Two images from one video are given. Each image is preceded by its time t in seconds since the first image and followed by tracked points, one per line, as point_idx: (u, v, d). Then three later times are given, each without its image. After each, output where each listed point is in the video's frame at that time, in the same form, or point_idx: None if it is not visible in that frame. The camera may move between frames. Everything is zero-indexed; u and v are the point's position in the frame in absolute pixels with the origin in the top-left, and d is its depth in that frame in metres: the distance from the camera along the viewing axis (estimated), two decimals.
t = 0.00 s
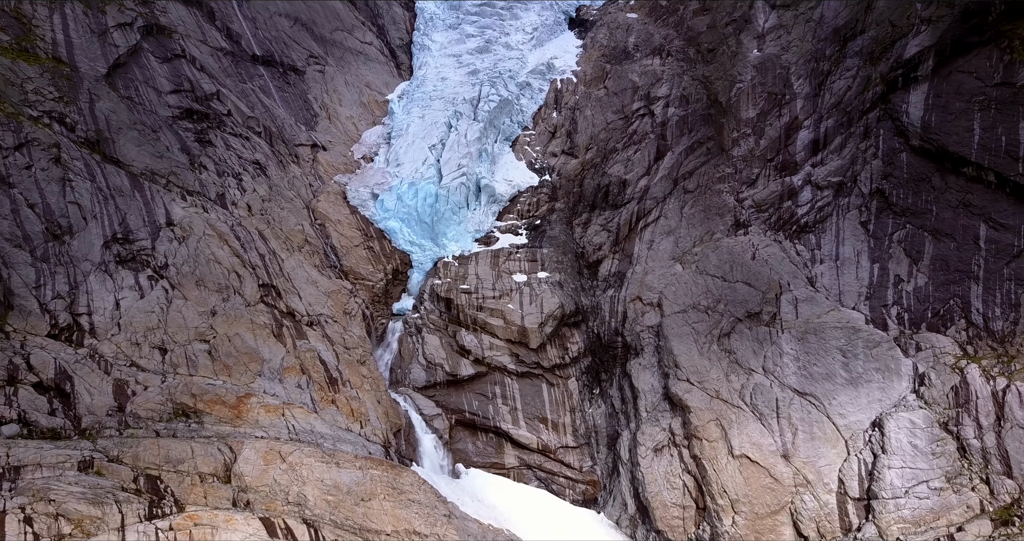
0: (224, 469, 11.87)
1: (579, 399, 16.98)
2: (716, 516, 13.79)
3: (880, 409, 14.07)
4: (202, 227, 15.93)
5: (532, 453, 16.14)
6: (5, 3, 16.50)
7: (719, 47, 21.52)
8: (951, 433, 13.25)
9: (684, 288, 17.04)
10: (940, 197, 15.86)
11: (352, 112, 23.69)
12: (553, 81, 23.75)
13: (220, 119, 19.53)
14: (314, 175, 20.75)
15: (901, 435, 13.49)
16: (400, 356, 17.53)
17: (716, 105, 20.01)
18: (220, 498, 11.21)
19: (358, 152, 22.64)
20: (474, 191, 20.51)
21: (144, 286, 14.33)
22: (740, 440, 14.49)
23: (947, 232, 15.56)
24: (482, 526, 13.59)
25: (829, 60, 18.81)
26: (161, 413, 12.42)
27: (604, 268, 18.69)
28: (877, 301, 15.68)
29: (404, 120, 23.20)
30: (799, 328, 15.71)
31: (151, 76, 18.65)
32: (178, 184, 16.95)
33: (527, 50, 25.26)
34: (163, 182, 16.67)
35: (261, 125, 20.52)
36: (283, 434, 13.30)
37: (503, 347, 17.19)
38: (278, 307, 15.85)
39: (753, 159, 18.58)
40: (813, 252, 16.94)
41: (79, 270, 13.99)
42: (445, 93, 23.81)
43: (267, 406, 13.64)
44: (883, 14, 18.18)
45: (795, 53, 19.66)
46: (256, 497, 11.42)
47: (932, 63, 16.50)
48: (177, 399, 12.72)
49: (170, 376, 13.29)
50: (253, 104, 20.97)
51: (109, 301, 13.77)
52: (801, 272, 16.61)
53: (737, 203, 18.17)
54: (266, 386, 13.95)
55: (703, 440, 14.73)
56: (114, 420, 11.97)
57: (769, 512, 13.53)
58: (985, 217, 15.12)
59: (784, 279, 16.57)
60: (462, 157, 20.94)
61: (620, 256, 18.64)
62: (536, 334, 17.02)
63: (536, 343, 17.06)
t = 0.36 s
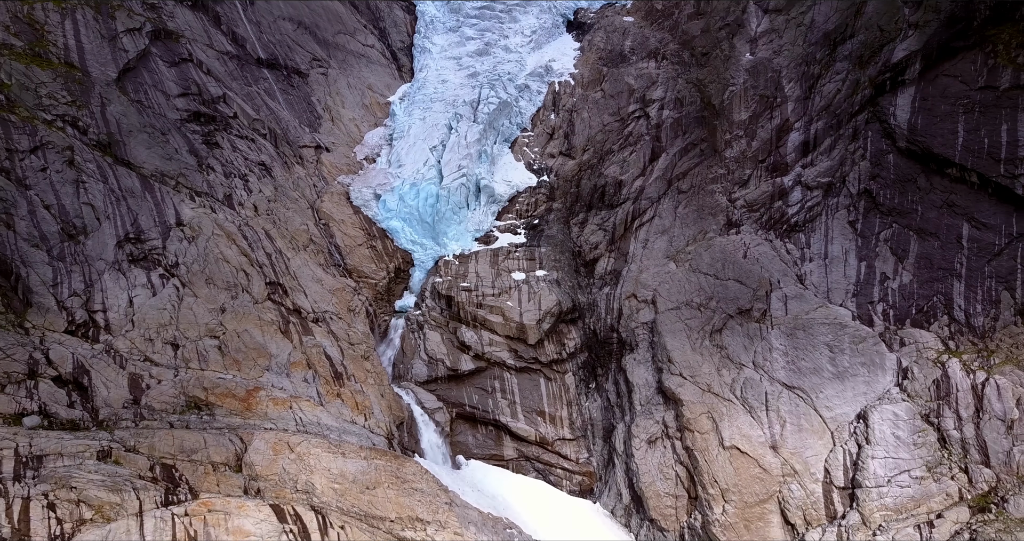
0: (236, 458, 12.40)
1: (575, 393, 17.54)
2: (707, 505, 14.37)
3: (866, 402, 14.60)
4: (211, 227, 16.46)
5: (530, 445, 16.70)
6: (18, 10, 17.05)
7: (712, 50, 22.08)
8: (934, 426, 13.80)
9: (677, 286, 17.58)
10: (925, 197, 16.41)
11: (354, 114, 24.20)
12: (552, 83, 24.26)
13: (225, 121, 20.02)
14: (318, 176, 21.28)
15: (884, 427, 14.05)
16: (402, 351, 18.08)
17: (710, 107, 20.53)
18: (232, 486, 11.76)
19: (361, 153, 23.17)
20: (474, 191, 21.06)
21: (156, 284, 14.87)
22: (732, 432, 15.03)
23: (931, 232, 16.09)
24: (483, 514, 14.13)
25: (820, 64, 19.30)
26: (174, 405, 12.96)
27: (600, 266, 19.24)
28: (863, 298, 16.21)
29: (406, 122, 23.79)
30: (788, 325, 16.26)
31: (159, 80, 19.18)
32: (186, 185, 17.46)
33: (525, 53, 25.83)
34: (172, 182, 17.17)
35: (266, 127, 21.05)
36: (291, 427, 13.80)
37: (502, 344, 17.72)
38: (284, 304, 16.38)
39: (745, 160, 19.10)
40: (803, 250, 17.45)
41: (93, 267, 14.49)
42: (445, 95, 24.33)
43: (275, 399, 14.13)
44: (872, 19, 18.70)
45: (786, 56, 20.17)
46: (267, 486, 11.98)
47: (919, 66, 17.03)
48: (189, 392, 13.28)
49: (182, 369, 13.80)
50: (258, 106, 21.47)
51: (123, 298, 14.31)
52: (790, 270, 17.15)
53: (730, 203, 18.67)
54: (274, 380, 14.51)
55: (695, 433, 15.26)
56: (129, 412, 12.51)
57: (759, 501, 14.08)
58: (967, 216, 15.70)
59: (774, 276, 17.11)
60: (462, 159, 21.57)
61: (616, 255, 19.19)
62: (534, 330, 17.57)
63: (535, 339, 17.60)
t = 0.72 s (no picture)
0: (246, 448, 12.97)
1: (572, 387, 18.11)
2: (698, 493, 14.93)
3: (852, 395, 15.17)
4: (219, 226, 16.99)
5: (529, 437, 17.28)
6: (31, 15, 17.58)
7: (707, 53, 22.61)
8: (916, 417, 14.35)
9: (671, 283, 18.13)
10: (911, 196, 16.93)
11: (357, 115, 24.73)
12: (550, 85, 24.78)
13: (232, 122, 20.54)
14: (323, 176, 21.83)
15: (869, 418, 14.59)
16: (405, 346, 18.65)
17: (704, 109, 21.04)
18: (243, 474, 12.33)
19: (363, 153, 23.70)
20: (474, 191, 21.56)
21: (167, 281, 15.42)
22: (723, 424, 15.57)
23: (916, 231, 16.61)
24: (482, 502, 14.69)
25: (811, 67, 19.80)
26: (187, 397, 13.52)
27: (596, 264, 19.79)
28: (850, 295, 16.77)
29: (407, 123, 24.33)
30: (778, 321, 16.81)
31: (167, 83, 19.70)
32: (195, 185, 18.00)
33: (524, 55, 26.34)
34: (181, 182, 17.69)
35: (271, 128, 21.58)
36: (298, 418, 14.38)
37: (500, 339, 18.25)
38: (291, 300, 16.93)
39: (738, 161, 19.61)
40: (793, 248, 17.99)
41: (107, 265, 15.04)
42: (446, 96, 24.85)
43: (283, 391, 14.70)
44: (862, 23, 19.19)
45: (778, 60, 20.69)
46: (276, 474, 12.55)
47: (907, 69, 17.51)
48: (201, 385, 13.85)
49: (193, 362, 14.36)
50: (263, 107, 21.99)
51: (136, 295, 14.87)
52: (780, 268, 17.70)
53: (723, 202, 19.19)
54: (281, 373, 15.08)
55: (687, 424, 15.81)
56: (144, 403, 13.07)
57: (748, 490, 14.63)
58: (951, 215, 16.23)
59: (765, 274, 17.65)
60: (462, 160, 22.11)
61: (612, 253, 19.73)
62: (532, 326, 18.12)
63: (533, 334, 18.16)
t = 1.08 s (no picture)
0: (255, 439, 13.51)
1: (569, 382, 18.65)
2: (690, 484, 15.48)
3: (839, 389, 15.70)
4: (226, 226, 17.52)
5: (527, 430, 17.85)
6: (43, 20, 18.09)
7: (700, 57, 23.14)
8: (900, 410, 14.91)
9: (665, 281, 18.67)
10: (897, 196, 17.45)
11: (359, 117, 25.25)
12: (548, 87, 25.30)
13: (237, 124, 21.06)
14: (326, 177, 22.35)
15: (855, 411, 15.14)
16: (406, 342, 19.19)
17: (698, 111, 21.56)
18: (253, 463, 12.90)
19: (365, 154, 24.22)
20: (474, 191, 22.06)
21: (177, 280, 15.96)
22: (714, 417, 16.12)
23: (902, 230, 17.15)
24: (482, 492, 15.24)
25: (802, 70, 20.30)
26: (197, 391, 14.07)
27: (593, 262, 20.33)
28: (838, 293, 17.32)
29: (408, 125, 24.84)
30: (767, 318, 17.36)
31: (175, 86, 20.21)
32: (202, 186, 18.52)
33: (523, 57, 26.84)
34: (189, 183, 18.21)
35: (275, 130, 22.11)
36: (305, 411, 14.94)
37: (498, 335, 18.79)
38: (296, 298, 17.46)
39: (731, 162, 20.13)
40: (783, 247, 18.52)
41: (119, 264, 15.57)
42: (446, 98, 25.37)
43: (290, 386, 15.24)
44: (852, 28, 19.69)
45: (770, 63, 21.21)
46: (284, 464, 13.13)
47: (895, 73, 18.00)
48: (211, 379, 14.40)
49: (203, 357, 14.91)
50: (266, 109, 22.49)
51: (147, 293, 15.42)
52: (770, 266, 18.26)
53: (716, 203, 19.73)
54: (288, 368, 15.64)
55: (680, 417, 16.35)
56: (156, 397, 13.62)
57: (738, 480, 15.18)
58: (935, 215, 16.77)
59: (756, 272, 18.20)
60: (462, 161, 22.62)
61: (608, 252, 20.28)
62: (530, 323, 18.66)
63: (531, 331, 18.69)
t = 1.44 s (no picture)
0: (264, 431, 14.05)
1: (566, 378, 19.21)
2: (683, 476, 16.00)
3: (828, 384, 16.22)
4: (234, 226, 18.06)
5: (525, 424, 18.40)
6: (55, 26, 18.64)
7: (696, 61, 23.70)
8: (885, 405, 15.46)
9: (660, 279, 19.20)
10: (886, 198, 17.99)
11: (361, 119, 25.78)
12: (547, 90, 25.83)
13: (243, 126, 21.58)
14: (330, 178, 22.88)
15: (842, 406, 15.66)
16: (408, 339, 19.72)
17: (692, 114, 22.09)
18: (262, 454, 13.45)
19: (368, 156, 24.76)
20: (474, 192, 22.57)
21: (187, 278, 16.49)
22: (707, 411, 16.65)
23: (890, 231, 17.69)
24: (482, 483, 15.78)
25: (794, 74, 20.82)
26: (207, 385, 14.61)
27: (590, 261, 20.88)
28: (827, 291, 17.86)
29: (410, 127, 25.35)
30: (759, 316, 17.88)
31: (183, 89, 20.72)
32: (210, 187, 19.04)
33: (522, 60, 27.37)
34: (197, 184, 18.73)
35: (280, 132, 22.64)
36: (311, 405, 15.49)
37: (498, 332, 19.32)
38: (301, 296, 17.99)
39: (725, 164, 20.64)
40: (774, 247, 19.04)
41: (131, 262, 16.09)
42: (447, 100, 25.90)
43: (296, 380, 15.78)
44: (843, 33, 20.20)
45: (763, 67, 21.74)
46: (292, 455, 13.67)
47: (884, 78, 18.54)
48: (221, 374, 14.94)
49: (213, 353, 15.43)
50: (271, 112, 23.02)
51: (159, 291, 15.95)
52: (763, 265, 18.79)
53: (710, 204, 20.25)
54: (294, 363, 16.19)
55: (674, 412, 16.88)
56: (169, 390, 14.15)
57: (729, 472, 15.71)
58: (921, 216, 17.31)
59: (748, 271, 18.73)
60: (462, 162, 23.14)
61: (605, 252, 20.82)
62: (529, 320, 19.21)
63: (530, 329, 19.24)
